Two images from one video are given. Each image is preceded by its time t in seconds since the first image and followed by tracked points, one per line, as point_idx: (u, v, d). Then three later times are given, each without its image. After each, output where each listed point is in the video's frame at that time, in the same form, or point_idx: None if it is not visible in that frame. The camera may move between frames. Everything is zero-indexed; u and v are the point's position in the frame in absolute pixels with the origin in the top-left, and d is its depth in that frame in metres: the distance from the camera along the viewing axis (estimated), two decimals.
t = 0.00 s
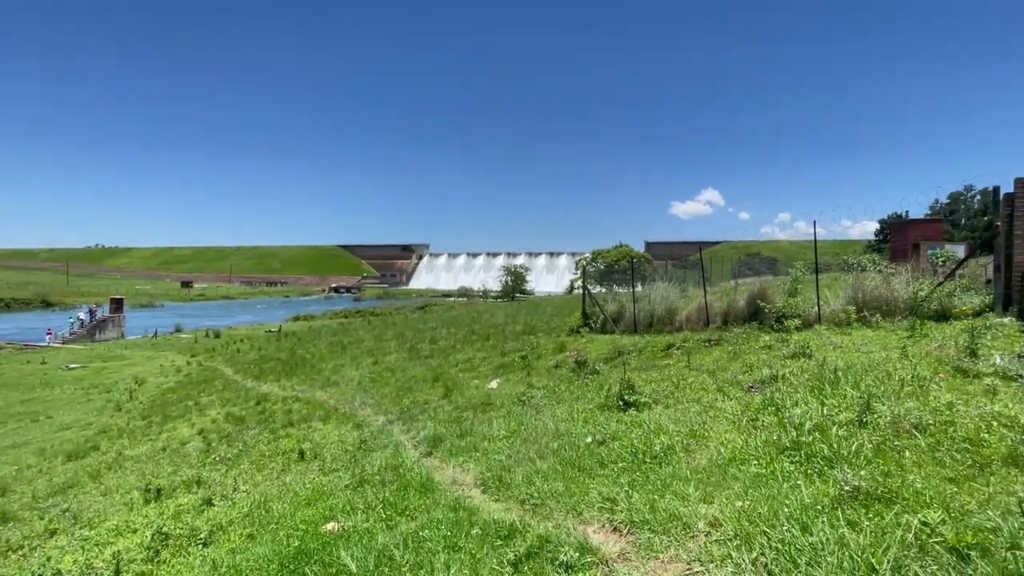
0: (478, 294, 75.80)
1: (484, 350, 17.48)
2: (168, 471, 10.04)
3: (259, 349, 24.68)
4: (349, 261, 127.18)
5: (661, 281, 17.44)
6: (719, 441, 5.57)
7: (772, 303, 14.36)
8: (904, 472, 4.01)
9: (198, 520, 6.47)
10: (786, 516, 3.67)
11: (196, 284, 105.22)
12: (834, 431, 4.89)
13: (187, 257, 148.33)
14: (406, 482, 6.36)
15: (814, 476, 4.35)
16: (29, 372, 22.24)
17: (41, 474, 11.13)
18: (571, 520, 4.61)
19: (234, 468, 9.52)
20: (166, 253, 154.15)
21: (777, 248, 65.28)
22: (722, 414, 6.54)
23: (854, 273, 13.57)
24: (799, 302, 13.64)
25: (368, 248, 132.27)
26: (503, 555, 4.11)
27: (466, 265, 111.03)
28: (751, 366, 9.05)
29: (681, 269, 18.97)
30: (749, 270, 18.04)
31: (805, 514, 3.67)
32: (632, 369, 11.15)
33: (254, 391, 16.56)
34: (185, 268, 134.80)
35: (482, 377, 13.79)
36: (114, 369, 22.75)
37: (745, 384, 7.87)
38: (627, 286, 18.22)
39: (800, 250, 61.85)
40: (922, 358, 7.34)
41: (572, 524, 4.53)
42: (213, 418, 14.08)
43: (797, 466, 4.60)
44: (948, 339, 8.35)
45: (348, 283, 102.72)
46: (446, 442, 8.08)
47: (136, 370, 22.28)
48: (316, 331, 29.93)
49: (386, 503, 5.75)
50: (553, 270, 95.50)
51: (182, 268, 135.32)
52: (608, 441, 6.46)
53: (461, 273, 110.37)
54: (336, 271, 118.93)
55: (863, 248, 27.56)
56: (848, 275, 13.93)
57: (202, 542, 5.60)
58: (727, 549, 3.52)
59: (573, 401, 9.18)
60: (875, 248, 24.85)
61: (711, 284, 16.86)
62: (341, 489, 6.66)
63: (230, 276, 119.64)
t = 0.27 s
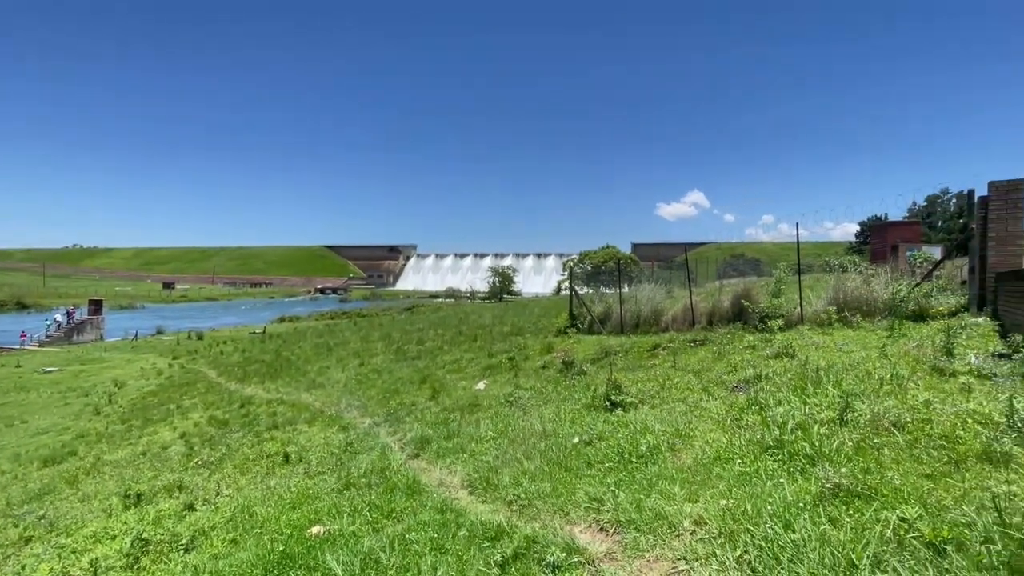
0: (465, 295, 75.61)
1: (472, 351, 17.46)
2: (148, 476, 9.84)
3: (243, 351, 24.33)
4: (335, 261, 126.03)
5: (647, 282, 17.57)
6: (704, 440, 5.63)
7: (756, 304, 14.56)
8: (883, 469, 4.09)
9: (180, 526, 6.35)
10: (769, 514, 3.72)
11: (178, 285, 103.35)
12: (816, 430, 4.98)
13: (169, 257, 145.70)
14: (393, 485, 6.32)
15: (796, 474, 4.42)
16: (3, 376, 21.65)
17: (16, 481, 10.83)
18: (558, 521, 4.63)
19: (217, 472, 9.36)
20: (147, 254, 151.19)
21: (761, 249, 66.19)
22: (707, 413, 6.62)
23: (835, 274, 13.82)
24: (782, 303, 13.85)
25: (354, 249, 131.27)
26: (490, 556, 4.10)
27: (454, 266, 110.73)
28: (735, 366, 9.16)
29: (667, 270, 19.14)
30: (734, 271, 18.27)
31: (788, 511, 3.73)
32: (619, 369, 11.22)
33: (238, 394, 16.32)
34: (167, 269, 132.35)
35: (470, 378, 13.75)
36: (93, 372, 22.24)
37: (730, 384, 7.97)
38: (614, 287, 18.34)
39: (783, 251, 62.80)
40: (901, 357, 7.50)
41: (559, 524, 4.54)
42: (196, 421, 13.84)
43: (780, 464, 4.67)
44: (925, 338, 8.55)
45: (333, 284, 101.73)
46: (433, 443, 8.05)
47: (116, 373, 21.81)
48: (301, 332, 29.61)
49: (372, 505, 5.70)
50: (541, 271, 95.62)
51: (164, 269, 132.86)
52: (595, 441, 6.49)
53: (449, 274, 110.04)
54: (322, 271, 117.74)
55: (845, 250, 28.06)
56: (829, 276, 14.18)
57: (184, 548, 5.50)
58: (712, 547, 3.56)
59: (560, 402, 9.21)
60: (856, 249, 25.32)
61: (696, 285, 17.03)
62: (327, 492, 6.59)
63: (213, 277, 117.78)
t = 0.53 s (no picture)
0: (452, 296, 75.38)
1: (458, 353, 17.42)
2: (127, 481, 9.63)
3: (225, 353, 23.94)
4: (320, 262, 124.76)
5: (633, 283, 17.71)
6: (689, 440, 5.69)
7: (739, 305, 14.78)
8: (862, 467, 4.18)
9: (160, 531, 6.22)
10: (752, 512, 3.78)
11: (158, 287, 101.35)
12: (797, 429, 5.06)
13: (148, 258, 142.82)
14: (378, 487, 6.27)
15: (779, 472, 4.49)
16: None
17: None
18: (544, 522, 4.63)
19: (198, 477, 9.19)
20: (126, 254, 148.02)
21: (744, 251, 67.12)
22: (692, 413, 6.69)
23: (816, 276, 14.08)
24: (764, 304, 14.07)
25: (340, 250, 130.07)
26: (477, 558, 4.09)
27: (441, 267, 110.34)
28: (719, 366, 9.28)
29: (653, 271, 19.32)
30: (718, 272, 18.52)
31: (770, 509, 3.79)
32: (605, 370, 11.28)
33: (220, 397, 16.05)
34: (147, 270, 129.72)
35: (456, 380, 13.71)
36: (69, 375, 21.69)
37: (714, 384, 8.07)
38: (600, 288, 18.47)
39: (765, 253, 63.76)
40: (879, 357, 7.68)
41: (546, 525, 4.55)
42: (176, 424, 13.58)
43: (763, 463, 4.74)
44: (902, 338, 8.75)
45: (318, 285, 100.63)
46: (419, 445, 8.01)
47: (93, 376, 21.30)
48: (285, 334, 29.25)
49: (357, 508, 5.65)
50: (527, 272, 95.74)
51: (143, 269, 130.17)
52: (581, 441, 6.52)
53: (435, 275, 109.63)
54: (306, 272, 116.42)
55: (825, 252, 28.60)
56: (810, 278, 14.44)
57: (163, 554, 5.38)
58: (696, 546, 3.60)
59: (547, 402, 9.23)
60: (836, 251, 25.81)
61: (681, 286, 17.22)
62: (312, 495, 6.52)
63: (194, 278, 115.73)
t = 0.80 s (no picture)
0: (438, 297, 75.08)
1: (444, 354, 17.36)
2: (103, 486, 9.40)
3: (206, 355, 23.53)
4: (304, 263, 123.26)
5: (618, 284, 17.86)
6: (673, 440, 5.75)
7: (722, 306, 15.00)
8: (840, 464, 4.27)
9: (138, 538, 6.09)
10: (735, 511, 3.83)
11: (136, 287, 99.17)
12: (778, 428, 5.15)
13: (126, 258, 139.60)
14: (363, 490, 6.22)
15: (760, 471, 4.56)
16: None
17: None
18: (530, 522, 4.64)
19: (177, 481, 9.01)
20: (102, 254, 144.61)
21: (727, 253, 68.09)
22: (676, 413, 6.76)
23: (796, 278, 14.34)
24: (747, 306, 14.30)
25: (324, 250, 128.66)
26: (463, 560, 4.09)
27: (426, 268, 109.82)
28: (702, 366, 9.40)
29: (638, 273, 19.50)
30: (701, 273, 18.76)
31: (753, 507, 3.84)
32: (590, 370, 11.35)
33: (200, 399, 15.76)
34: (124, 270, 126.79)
35: (442, 381, 13.66)
36: (42, 378, 21.09)
37: (697, 384, 8.16)
38: (586, 289, 18.58)
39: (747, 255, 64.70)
40: (857, 357, 7.85)
41: (532, 526, 4.56)
42: (155, 428, 13.30)
43: (745, 461, 4.81)
44: (879, 339, 8.97)
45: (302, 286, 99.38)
46: (405, 447, 7.96)
47: (68, 379, 20.75)
48: (268, 336, 28.85)
49: (342, 512, 5.60)
50: (513, 273, 95.79)
51: (121, 270, 127.25)
52: (567, 442, 6.54)
53: (421, 276, 109.10)
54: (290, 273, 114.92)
55: (805, 254, 29.14)
56: (791, 279, 14.70)
57: (141, 561, 5.26)
58: (680, 544, 3.64)
59: (533, 403, 9.25)
60: (816, 254, 26.32)
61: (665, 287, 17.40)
62: (295, 499, 6.43)
63: (174, 279, 113.44)
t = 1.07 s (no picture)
0: (423, 298, 74.71)
1: (429, 355, 17.30)
2: (76, 493, 9.15)
3: (185, 357, 23.06)
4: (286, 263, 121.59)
5: (602, 286, 18.00)
6: (656, 440, 5.81)
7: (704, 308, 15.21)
8: (818, 463, 4.37)
9: (113, 545, 5.95)
10: (716, 510, 3.89)
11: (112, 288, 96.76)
12: (758, 428, 5.24)
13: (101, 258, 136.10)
14: (346, 493, 6.16)
15: (741, 470, 4.64)
16: None
17: None
18: (514, 524, 4.65)
19: (155, 487, 8.81)
20: (77, 253, 140.81)
21: (709, 255, 69.03)
22: (659, 414, 6.83)
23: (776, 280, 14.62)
24: (728, 307, 14.53)
25: (307, 251, 127.09)
26: (447, 562, 4.08)
27: (411, 269, 109.23)
28: (685, 367, 9.52)
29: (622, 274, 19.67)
30: (684, 275, 19.00)
31: (734, 506, 3.91)
32: (575, 372, 11.41)
33: (179, 402, 15.44)
34: (99, 270, 123.59)
35: (427, 383, 13.60)
36: (12, 382, 20.44)
37: (680, 385, 8.27)
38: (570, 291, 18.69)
39: (729, 258, 65.65)
40: (834, 358, 8.03)
41: (516, 527, 4.57)
42: (131, 432, 12.99)
43: (726, 461, 4.89)
44: (856, 340, 9.19)
45: (284, 287, 97.99)
46: (389, 449, 7.91)
47: (39, 383, 20.14)
48: (249, 337, 28.39)
49: (324, 515, 5.54)
50: (499, 274, 95.75)
51: (96, 269, 124.05)
52: (551, 443, 6.57)
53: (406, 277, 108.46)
54: (271, 273, 113.25)
55: (785, 257, 29.70)
56: (771, 281, 14.99)
57: (116, 569, 5.14)
58: (663, 544, 3.68)
59: (517, 405, 9.27)
60: (796, 256, 26.87)
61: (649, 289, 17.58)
62: (276, 503, 6.35)
63: (151, 279, 110.96)
